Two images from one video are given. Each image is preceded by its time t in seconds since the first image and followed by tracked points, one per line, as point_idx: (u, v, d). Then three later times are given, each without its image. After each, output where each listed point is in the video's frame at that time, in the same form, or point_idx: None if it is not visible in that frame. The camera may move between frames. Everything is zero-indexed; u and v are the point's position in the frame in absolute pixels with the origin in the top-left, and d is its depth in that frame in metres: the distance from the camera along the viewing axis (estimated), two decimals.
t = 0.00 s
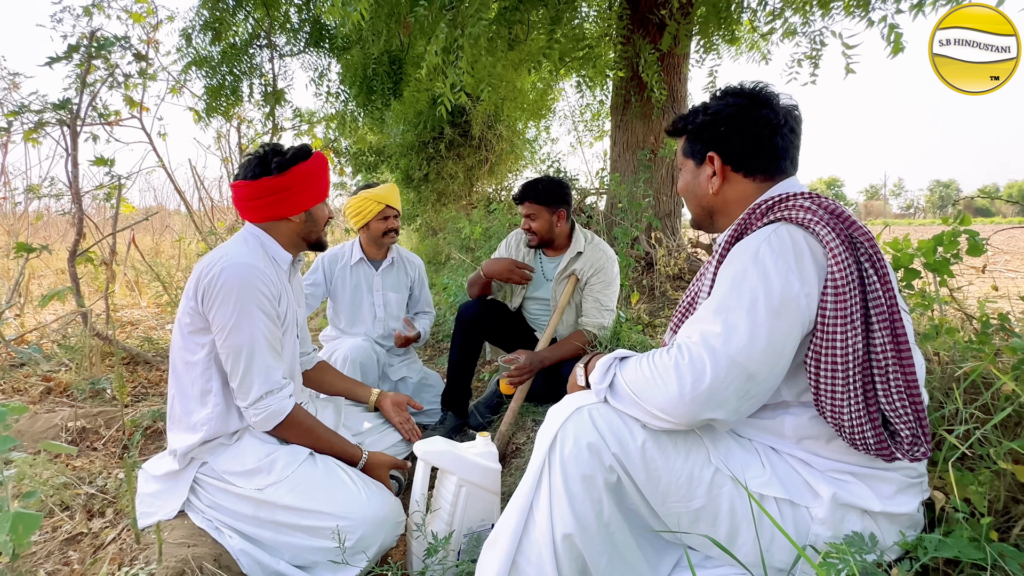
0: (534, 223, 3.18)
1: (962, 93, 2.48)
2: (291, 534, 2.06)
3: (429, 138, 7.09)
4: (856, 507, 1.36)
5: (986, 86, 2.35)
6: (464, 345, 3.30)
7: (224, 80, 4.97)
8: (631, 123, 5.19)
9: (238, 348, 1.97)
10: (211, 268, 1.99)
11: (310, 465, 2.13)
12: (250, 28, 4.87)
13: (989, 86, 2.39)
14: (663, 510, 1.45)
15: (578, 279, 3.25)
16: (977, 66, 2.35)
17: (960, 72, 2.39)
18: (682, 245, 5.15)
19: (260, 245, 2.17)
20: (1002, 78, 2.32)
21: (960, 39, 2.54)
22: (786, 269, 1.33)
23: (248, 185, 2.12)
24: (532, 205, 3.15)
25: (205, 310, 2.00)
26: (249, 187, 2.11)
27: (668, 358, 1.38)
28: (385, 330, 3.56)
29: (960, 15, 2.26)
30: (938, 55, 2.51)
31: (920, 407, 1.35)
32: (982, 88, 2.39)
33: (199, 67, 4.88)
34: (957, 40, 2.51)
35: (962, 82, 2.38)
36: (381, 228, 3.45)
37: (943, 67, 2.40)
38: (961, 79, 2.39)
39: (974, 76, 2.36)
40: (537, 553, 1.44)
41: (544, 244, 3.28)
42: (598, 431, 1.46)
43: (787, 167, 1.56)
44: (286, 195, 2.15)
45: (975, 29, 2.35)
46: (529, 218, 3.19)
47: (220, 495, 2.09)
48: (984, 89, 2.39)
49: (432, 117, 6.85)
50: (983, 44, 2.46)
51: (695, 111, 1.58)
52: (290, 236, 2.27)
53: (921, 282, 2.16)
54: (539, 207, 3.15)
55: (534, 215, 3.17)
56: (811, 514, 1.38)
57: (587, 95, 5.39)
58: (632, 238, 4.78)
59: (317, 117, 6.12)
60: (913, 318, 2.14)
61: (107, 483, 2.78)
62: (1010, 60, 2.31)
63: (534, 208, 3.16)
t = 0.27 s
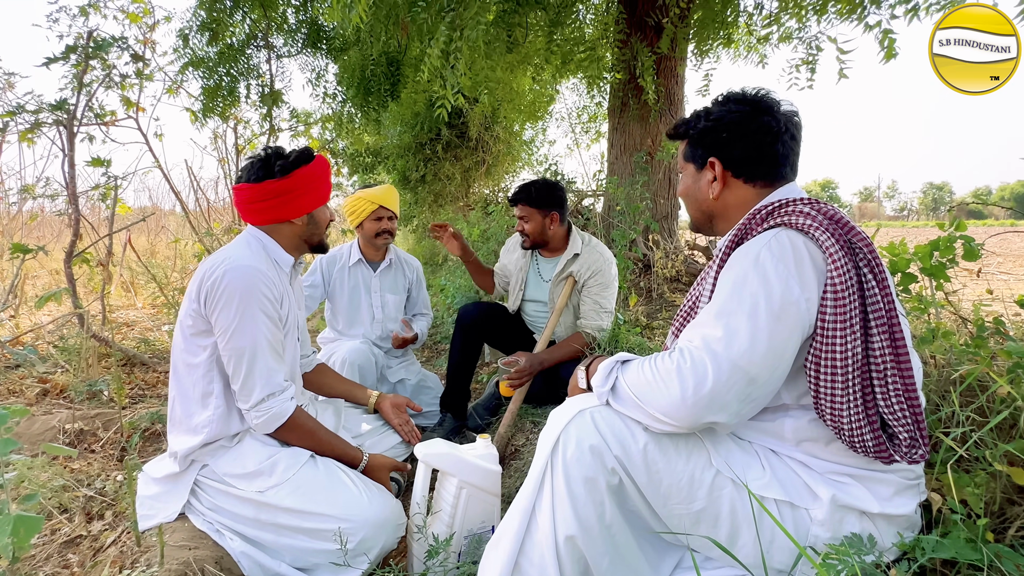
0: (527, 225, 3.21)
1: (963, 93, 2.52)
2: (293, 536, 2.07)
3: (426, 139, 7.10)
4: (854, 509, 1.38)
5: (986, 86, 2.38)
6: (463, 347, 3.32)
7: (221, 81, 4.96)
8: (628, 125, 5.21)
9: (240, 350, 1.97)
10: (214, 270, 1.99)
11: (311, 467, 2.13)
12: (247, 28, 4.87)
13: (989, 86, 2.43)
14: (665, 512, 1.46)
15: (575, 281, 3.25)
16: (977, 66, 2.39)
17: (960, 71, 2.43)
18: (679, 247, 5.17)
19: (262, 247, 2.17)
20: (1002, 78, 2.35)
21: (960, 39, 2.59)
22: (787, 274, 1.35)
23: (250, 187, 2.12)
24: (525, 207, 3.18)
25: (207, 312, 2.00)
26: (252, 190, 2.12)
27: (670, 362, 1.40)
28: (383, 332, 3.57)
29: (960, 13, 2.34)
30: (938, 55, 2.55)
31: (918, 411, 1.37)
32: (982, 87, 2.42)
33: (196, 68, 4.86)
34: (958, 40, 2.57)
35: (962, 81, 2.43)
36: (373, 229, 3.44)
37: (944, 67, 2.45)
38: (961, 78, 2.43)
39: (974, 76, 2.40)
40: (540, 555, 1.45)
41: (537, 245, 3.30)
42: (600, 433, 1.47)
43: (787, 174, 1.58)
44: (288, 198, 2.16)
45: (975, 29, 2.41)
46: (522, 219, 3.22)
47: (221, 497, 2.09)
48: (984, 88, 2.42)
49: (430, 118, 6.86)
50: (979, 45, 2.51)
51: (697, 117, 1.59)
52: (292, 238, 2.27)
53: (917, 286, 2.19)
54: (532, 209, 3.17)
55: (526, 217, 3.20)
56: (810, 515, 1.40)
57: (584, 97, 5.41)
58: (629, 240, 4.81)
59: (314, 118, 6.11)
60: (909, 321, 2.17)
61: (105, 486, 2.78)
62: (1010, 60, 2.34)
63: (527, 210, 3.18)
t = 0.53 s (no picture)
0: (525, 226, 3.21)
1: (963, 92, 2.55)
2: (294, 535, 2.08)
3: (424, 140, 7.12)
4: (852, 507, 1.40)
5: (985, 86, 2.41)
6: (462, 347, 3.33)
7: (219, 81, 4.95)
8: (626, 126, 5.24)
9: (243, 350, 1.98)
10: (217, 270, 2.01)
11: (313, 466, 2.14)
12: (245, 28, 4.87)
13: (988, 86, 2.45)
14: (665, 510, 1.48)
15: (571, 281, 3.29)
16: (977, 66, 2.42)
17: (960, 71, 2.47)
18: (677, 248, 5.20)
19: (265, 248, 2.19)
20: (1002, 78, 2.37)
21: (960, 40, 2.62)
22: (787, 276, 1.37)
23: (253, 188, 2.13)
24: (523, 208, 3.19)
25: (210, 312, 2.01)
26: (254, 190, 2.13)
27: (672, 362, 1.41)
28: (381, 332, 3.58)
29: (960, 12, 2.39)
30: (938, 55, 2.58)
31: (916, 410, 1.39)
32: (982, 87, 2.45)
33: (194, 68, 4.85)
34: (958, 40, 2.60)
35: (962, 81, 2.46)
36: (363, 228, 3.46)
37: (944, 67, 2.48)
38: (961, 78, 2.46)
39: (975, 76, 2.43)
40: (542, 552, 1.47)
41: (535, 247, 3.31)
42: (602, 432, 1.49)
43: (786, 176, 1.60)
44: (291, 198, 2.17)
45: (974, 29, 2.45)
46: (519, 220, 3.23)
47: (223, 496, 2.10)
48: (983, 88, 2.45)
49: (428, 118, 6.88)
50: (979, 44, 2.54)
51: (697, 120, 1.61)
52: (294, 238, 2.29)
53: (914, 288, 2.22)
54: (529, 209, 3.18)
55: (525, 218, 3.20)
56: (809, 513, 1.42)
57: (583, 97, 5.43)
58: (628, 241, 4.83)
59: (312, 118, 6.12)
60: (906, 321, 2.20)
61: (105, 485, 2.78)
62: (1010, 60, 2.36)
63: (525, 211, 3.19)
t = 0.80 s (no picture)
0: (524, 224, 3.22)
1: (963, 92, 2.57)
2: (295, 533, 2.09)
3: (423, 140, 7.13)
4: (849, 505, 1.42)
5: (986, 86, 2.42)
6: (461, 348, 3.35)
7: (219, 81, 4.95)
8: (625, 127, 5.26)
9: (249, 349, 1.99)
10: (221, 270, 2.01)
11: (315, 465, 2.16)
12: (244, 27, 4.89)
13: (988, 86, 2.47)
14: (664, 508, 1.50)
15: (567, 280, 3.29)
16: (977, 67, 2.43)
17: (960, 71, 2.48)
18: (675, 248, 5.21)
19: (264, 246, 2.20)
20: (1002, 78, 2.39)
21: (960, 40, 2.63)
22: (785, 277, 1.39)
23: (239, 182, 2.14)
24: (519, 206, 3.20)
25: (215, 311, 2.02)
26: (239, 184, 2.14)
27: (672, 362, 1.42)
28: (378, 332, 3.60)
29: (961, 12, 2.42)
30: (938, 56, 2.60)
31: (912, 410, 1.41)
32: (982, 87, 2.47)
33: (193, 68, 4.85)
34: (958, 40, 2.62)
35: (962, 81, 2.47)
36: (361, 226, 3.45)
37: (944, 67, 2.50)
38: (961, 78, 2.48)
39: (975, 76, 2.44)
40: (542, 550, 1.48)
41: (534, 245, 3.32)
42: (603, 432, 1.51)
43: (785, 178, 1.61)
44: (276, 188, 2.17)
45: (975, 29, 2.46)
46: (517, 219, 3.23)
47: (224, 494, 2.12)
48: (983, 88, 2.46)
49: (427, 119, 6.89)
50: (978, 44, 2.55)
51: (697, 122, 1.63)
52: (286, 231, 2.30)
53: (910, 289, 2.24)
54: (527, 207, 3.20)
55: (523, 216, 3.21)
56: (807, 511, 1.43)
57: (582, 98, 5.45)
58: (627, 242, 4.85)
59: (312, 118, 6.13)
60: (903, 322, 2.21)
61: (106, 484, 2.79)
62: (1010, 60, 2.37)
63: (522, 209, 3.20)
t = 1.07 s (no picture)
0: (527, 223, 3.23)
1: (963, 92, 2.58)
2: (294, 530, 2.10)
3: (423, 140, 7.13)
4: (844, 502, 1.44)
5: (986, 86, 2.44)
6: (459, 347, 3.36)
7: (218, 80, 4.96)
8: (625, 127, 5.28)
9: (214, 346, 1.98)
10: (191, 268, 2.03)
11: (313, 463, 2.18)
12: (244, 26, 4.90)
13: (989, 86, 2.48)
14: (662, 505, 1.51)
15: (567, 280, 3.30)
16: (977, 66, 2.44)
17: (960, 71, 2.50)
18: (675, 248, 5.22)
19: (242, 245, 2.20)
20: (1003, 78, 2.40)
21: (959, 41, 2.64)
22: (782, 276, 1.40)
23: (208, 180, 2.14)
24: (522, 205, 3.21)
25: (187, 310, 2.04)
26: (209, 182, 2.14)
27: (670, 359, 1.43)
28: (375, 331, 3.60)
29: (960, 14, 2.43)
30: (938, 55, 2.61)
31: (907, 408, 1.42)
32: (981, 87, 2.48)
33: (193, 66, 4.85)
34: (958, 40, 2.63)
35: (962, 82, 2.49)
36: (356, 224, 3.46)
37: (944, 67, 2.51)
38: (961, 78, 2.49)
39: (975, 76, 2.46)
40: (540, 547, 1.49)
41: (537, 244, 3.33)
42: (600, 428, 1.52)
43: (783, 178, 1.63)
44: (248, 184, 2.17)
45: (975, 29, 2.48)
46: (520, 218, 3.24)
47: (223, 492, 2.13)
48: (983, 88, 2.47)
49: (426, 118, 6.89)
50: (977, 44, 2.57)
51: (696, 121, 1.64)
52: (263, 227, 2.32)
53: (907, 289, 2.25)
54: (529, 205, 3.21)
55: (525, 215, 3.22)
56: (803, 508, 1.45)
57: (582, 97, 5.47)
58: (626, 242, 4.86)
59: (311, 118, 6.14)
60: (899, 322, 2.23)
61: (106, 482, 2.80)
62: (1010, 60, 2.39)
63: (525, 208, 3.21)
